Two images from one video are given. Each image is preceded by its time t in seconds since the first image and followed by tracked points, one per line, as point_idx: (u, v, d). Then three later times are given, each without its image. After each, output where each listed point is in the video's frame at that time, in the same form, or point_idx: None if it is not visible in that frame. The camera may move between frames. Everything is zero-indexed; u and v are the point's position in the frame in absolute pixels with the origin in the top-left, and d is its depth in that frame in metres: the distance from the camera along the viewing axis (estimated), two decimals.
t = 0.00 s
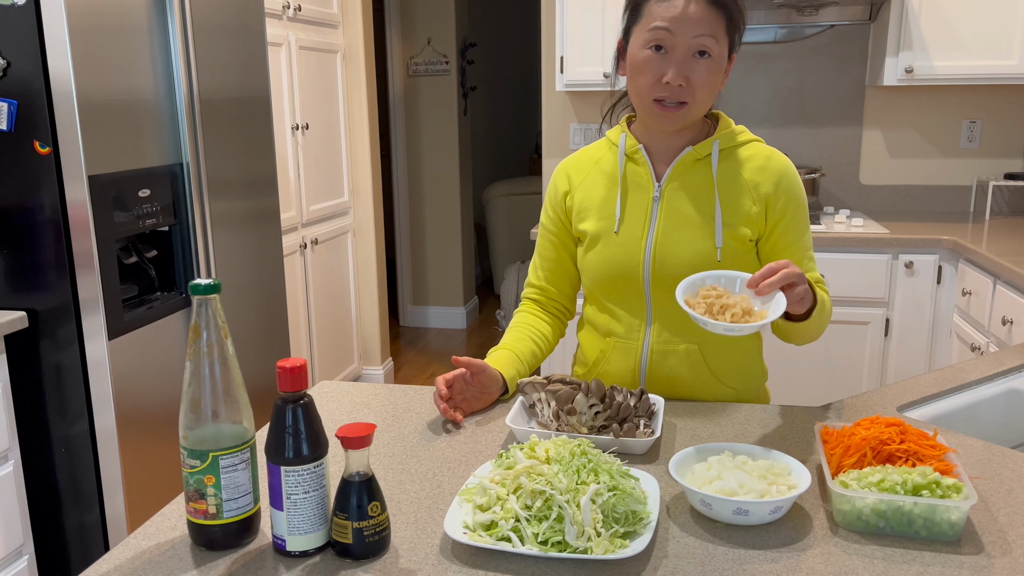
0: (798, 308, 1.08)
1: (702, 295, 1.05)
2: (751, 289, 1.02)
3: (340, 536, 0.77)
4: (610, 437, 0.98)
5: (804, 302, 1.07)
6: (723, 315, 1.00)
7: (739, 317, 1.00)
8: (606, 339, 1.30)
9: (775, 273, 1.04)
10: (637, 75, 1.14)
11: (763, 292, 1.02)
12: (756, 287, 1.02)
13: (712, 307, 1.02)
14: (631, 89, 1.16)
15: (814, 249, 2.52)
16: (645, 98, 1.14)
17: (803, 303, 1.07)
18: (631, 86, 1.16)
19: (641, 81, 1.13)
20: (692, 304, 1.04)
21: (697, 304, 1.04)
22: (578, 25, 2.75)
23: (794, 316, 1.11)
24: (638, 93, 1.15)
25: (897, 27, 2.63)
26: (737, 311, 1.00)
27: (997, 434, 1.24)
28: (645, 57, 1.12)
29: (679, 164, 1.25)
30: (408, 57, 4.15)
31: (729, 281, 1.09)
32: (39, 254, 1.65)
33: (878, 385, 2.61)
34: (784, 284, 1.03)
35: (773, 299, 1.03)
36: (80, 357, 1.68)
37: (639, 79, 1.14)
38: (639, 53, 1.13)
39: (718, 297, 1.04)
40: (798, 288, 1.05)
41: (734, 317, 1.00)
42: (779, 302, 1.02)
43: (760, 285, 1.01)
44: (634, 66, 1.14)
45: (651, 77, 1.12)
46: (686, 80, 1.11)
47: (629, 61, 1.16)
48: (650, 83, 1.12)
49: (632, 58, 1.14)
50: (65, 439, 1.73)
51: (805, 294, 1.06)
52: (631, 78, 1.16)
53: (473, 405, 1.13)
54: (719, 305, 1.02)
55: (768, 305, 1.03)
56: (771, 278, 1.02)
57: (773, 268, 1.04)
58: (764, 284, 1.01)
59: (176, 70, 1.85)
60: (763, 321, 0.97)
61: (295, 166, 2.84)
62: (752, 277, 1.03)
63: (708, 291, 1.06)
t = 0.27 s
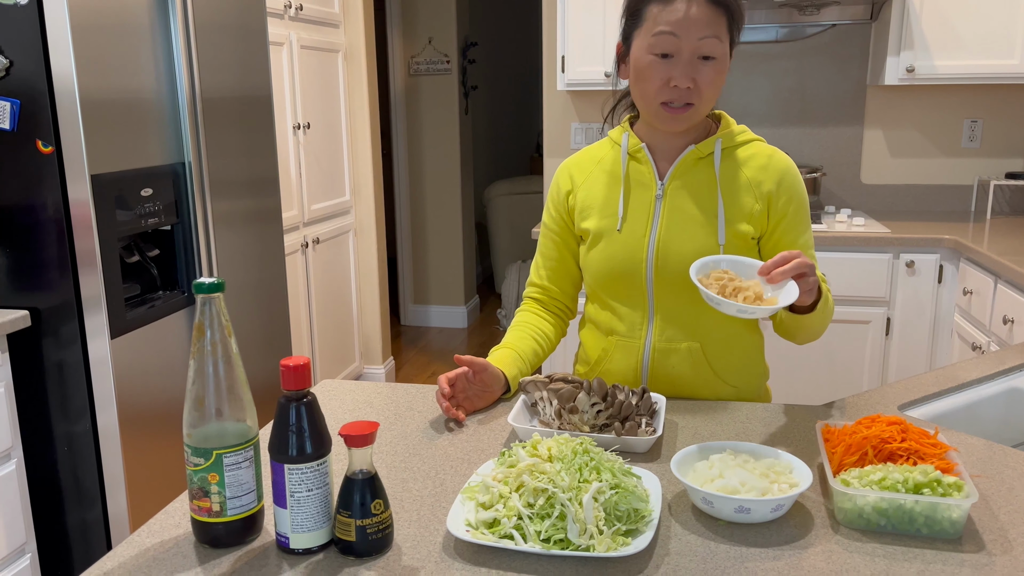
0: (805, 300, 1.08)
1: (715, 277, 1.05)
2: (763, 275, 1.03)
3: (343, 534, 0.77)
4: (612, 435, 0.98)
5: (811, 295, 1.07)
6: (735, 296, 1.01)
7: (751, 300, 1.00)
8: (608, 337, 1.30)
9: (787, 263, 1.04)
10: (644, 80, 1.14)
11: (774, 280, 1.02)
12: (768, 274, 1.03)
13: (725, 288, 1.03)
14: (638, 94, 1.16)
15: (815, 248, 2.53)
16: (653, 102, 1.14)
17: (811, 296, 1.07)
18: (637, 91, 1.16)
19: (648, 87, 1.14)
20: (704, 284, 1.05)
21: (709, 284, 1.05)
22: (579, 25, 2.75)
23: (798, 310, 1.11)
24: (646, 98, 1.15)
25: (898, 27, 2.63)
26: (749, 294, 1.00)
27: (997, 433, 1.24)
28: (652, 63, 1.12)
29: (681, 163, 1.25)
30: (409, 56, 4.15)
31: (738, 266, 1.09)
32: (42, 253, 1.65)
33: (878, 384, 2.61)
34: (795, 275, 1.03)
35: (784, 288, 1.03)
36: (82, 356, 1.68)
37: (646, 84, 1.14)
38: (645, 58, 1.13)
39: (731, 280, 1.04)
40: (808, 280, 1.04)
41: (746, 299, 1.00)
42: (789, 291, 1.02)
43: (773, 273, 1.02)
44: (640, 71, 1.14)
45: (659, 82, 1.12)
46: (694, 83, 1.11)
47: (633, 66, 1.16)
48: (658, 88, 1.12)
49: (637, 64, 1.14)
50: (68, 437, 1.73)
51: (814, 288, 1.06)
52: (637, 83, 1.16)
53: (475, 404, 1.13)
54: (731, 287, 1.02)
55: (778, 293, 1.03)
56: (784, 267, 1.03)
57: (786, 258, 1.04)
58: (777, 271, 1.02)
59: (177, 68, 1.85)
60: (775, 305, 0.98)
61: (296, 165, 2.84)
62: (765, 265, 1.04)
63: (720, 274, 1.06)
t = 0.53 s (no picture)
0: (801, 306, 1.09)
1: (709, 290, 1.07)
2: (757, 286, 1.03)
3: (339, 532, 0.78)
4: (607, 435, 0.99)
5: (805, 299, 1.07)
6: (729, 313, 1.02)
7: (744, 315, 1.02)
8: (605, 336, 1.30)
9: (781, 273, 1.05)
10: (642, 92, 1.15)
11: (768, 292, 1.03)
12: (762, 286, 1.03)
13: (718, 304, 1.04)
14: (637, 105, 1.16)
15: (814, 248, 2.53)
16: (652, 113, 1.15)
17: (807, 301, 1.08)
18: (635, 101, 1.17)
19: (646, 99, 1.14)
20: (699, 297, 1.07)
21: (704, 298, 1.07)
22: (579, 25, 2.75)
23: (794, 312, 1.11)
24: (645, 108, 1.16)
25: (897, 27, 2.64)
26: (742, 310, 1.02)
27: (993, 432, 1.25)
28: (648, 76, 1.12)
29: (677, 163, 1.25)
30: (409, 56, 4.16)
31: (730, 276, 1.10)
32: (42, 253, 1.66)
33: (877, 383, 2.62)
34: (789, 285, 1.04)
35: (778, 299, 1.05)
36: (82, 355, 1.69)
37: (643, 95, 1.15)
38: (641, 71, 1.13)
39: (724, 292, 1.06)
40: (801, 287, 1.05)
41: (740, 316, 1.01)
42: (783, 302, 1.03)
43: (767, 284, 1.03)
44: (637, 83, 1.15)
45: (656, 95, 1.13)
46: (691, 94, 1.11)
47: (630, 78, 1.16)
48: (656, 100, 1.13)
49: (634, 76, 1.14)
50: (68, 436, 1.74)
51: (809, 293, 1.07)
52: (635, 94, 1.16)
53: (472, 403, 1.14)
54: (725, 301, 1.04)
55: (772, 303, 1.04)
56: (778, 277, 1.03)
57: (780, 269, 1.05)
58: (771, 283, 1.02)
59: (177, 68, 1.85)
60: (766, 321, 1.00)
61: (296, 165, 2.85)
62: (760, 275, 1.04)
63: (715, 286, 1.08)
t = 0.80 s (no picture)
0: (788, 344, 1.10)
1: (699, 332, 1.07)
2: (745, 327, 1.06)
3: (338, 535, 0.78)
4: (604, 438, 0.99)
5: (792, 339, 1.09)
6: (717, 355, 1.03)
7: (732, 359, 1.03)
8: (603, 338, 1.31)
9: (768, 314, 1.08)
10: (638, 101, 1.15)
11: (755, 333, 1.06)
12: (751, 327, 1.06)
13: (707, 346, 1.05)
14: (633, 113, 1.17)
15: (813, 249, 2.53)
16: (648, 122, 1.16)
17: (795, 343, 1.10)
18: (631, 109, 1.17)
19: (642, 108, 1.15)
20: (687, 340, 1.07)
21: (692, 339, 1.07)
22: (578, 26, 2.76)
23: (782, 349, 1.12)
24: (640, 116, 1.17)
25: (895, 29, 2.64)
26: (730, 353, 1.03)
27: (990, 435, 1.25)
28: (643, 87, 1.13)
29: (675, 166, 1.26)
30: (409, 57, 4.17)
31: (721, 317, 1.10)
32: (42, 254, 1.66)
33: (876, 385, 2.62)
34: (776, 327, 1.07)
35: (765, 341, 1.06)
36: (82, 356, 1.70)
37: (639, 105, 1.15)
38: (637, 81, 1.13)
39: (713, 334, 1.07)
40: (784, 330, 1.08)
41: (728, 358, 1.03)
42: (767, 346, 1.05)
43: (755, 326, 1.05)
44: (633, 93, 1.15)
45: (651, 105, 1.13)
46: (687, 104, 1.12)
47: (625, 86, 1.16)
48: (651, 110, 1.14)
49: (630, 85, 1.15)
50: (68, 437, 1.75)
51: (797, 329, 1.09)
52: (631, 102, 1.17)
53: (470, 405, 1.14)
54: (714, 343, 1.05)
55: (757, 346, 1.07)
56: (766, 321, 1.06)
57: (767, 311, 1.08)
58: (759, 325, 1.05)
59: (176, 69, 1.85)
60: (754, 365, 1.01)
61: (296, 166, 2.85)
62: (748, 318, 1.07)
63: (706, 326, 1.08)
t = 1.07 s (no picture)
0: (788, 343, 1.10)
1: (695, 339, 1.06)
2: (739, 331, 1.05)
3: (337, 542, 0.79)
4: (602, 444, 1.00)
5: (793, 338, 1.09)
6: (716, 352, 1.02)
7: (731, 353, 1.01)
8: (601, 343, 1.32)
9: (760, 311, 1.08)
10: (635, 112, 1.16)
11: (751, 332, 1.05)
12: (745, 328, 1.05)
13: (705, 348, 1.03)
14: (631, 124, 1.18)
15: (811, 253, 2.54)
16: (646, 132, 1.17)
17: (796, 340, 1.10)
18: (629, 119, 1.18)
19: (640, 119, 1.16)
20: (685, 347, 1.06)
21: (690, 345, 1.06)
22: (577, 30, 2.77)
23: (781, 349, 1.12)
24: (638, 126, 1.18)
25: (894, 33, 2.65)
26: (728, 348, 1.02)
27: (986, 440, 1.26)
28: (641, 98, 1.14)
29: (672, 174, 1.27)
30: (409, 60, 4.18)
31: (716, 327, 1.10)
32: (44, 259, 1.67)
33: (874, 388, 2.63)
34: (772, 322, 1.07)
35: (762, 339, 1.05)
36: (83, 361, 1.70)
37: (636, 115, 1.16)
38: (634, 92, 1.14)
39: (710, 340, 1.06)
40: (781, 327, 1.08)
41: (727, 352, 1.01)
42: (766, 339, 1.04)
43: (749, 326, 1.05)
44: (630, 103, 1.16)
45: (649, 116, 1.14)
46: (684, 114, 1.13)
47: (623, 97, 1.17)
48: (648, 121, 1.15)
49: (627, 96, 1.16)
50: (69, 441, 1.75)
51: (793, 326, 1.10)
52: (629, 112, 1.18)
53: (470, 411, 1.15)
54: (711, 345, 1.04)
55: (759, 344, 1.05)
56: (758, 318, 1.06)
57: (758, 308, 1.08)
58: (752, 324, 1.05)
59: (177, 74, 1.86)
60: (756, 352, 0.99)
61: (296, 170, 2.86)
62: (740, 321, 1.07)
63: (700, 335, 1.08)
